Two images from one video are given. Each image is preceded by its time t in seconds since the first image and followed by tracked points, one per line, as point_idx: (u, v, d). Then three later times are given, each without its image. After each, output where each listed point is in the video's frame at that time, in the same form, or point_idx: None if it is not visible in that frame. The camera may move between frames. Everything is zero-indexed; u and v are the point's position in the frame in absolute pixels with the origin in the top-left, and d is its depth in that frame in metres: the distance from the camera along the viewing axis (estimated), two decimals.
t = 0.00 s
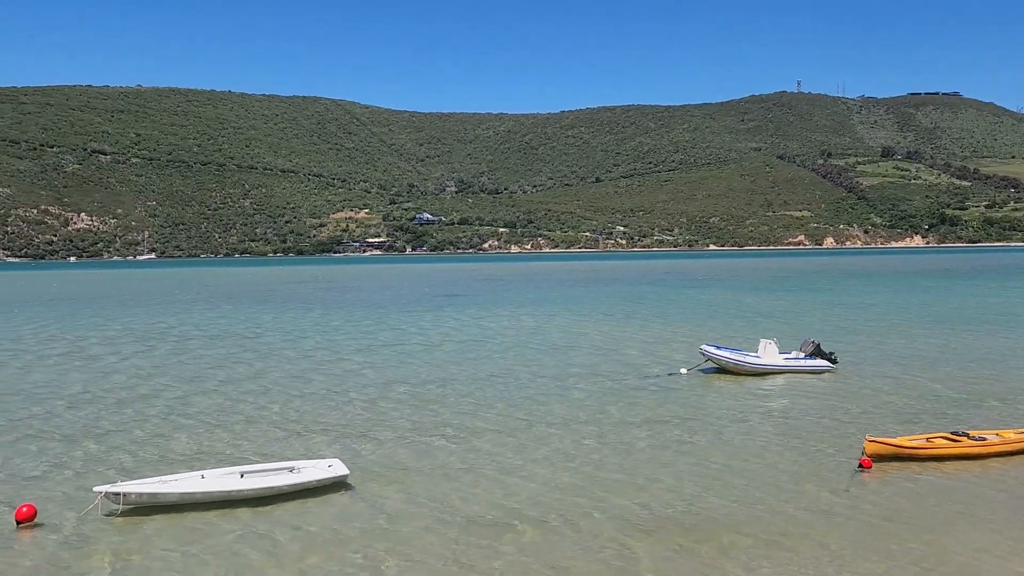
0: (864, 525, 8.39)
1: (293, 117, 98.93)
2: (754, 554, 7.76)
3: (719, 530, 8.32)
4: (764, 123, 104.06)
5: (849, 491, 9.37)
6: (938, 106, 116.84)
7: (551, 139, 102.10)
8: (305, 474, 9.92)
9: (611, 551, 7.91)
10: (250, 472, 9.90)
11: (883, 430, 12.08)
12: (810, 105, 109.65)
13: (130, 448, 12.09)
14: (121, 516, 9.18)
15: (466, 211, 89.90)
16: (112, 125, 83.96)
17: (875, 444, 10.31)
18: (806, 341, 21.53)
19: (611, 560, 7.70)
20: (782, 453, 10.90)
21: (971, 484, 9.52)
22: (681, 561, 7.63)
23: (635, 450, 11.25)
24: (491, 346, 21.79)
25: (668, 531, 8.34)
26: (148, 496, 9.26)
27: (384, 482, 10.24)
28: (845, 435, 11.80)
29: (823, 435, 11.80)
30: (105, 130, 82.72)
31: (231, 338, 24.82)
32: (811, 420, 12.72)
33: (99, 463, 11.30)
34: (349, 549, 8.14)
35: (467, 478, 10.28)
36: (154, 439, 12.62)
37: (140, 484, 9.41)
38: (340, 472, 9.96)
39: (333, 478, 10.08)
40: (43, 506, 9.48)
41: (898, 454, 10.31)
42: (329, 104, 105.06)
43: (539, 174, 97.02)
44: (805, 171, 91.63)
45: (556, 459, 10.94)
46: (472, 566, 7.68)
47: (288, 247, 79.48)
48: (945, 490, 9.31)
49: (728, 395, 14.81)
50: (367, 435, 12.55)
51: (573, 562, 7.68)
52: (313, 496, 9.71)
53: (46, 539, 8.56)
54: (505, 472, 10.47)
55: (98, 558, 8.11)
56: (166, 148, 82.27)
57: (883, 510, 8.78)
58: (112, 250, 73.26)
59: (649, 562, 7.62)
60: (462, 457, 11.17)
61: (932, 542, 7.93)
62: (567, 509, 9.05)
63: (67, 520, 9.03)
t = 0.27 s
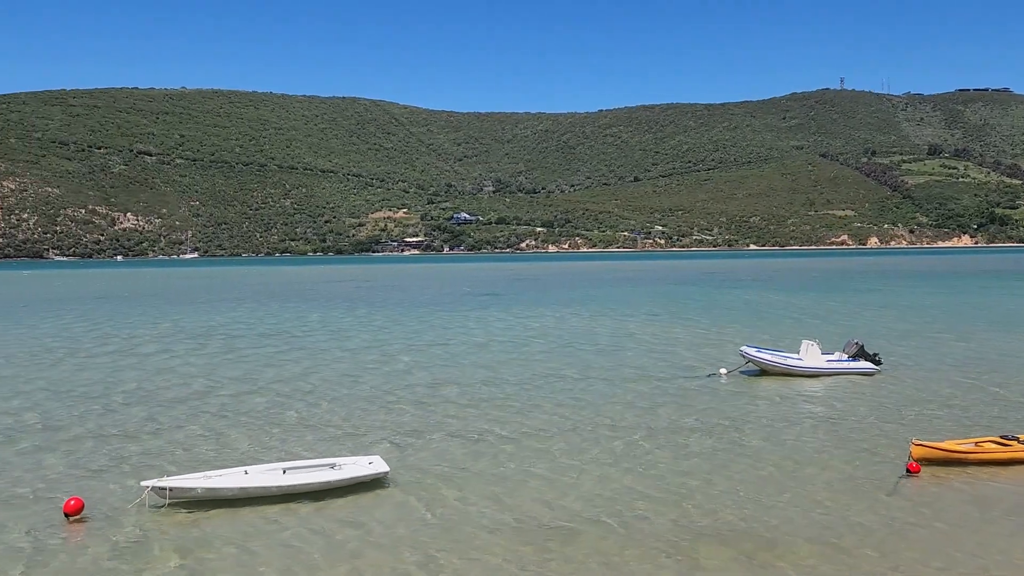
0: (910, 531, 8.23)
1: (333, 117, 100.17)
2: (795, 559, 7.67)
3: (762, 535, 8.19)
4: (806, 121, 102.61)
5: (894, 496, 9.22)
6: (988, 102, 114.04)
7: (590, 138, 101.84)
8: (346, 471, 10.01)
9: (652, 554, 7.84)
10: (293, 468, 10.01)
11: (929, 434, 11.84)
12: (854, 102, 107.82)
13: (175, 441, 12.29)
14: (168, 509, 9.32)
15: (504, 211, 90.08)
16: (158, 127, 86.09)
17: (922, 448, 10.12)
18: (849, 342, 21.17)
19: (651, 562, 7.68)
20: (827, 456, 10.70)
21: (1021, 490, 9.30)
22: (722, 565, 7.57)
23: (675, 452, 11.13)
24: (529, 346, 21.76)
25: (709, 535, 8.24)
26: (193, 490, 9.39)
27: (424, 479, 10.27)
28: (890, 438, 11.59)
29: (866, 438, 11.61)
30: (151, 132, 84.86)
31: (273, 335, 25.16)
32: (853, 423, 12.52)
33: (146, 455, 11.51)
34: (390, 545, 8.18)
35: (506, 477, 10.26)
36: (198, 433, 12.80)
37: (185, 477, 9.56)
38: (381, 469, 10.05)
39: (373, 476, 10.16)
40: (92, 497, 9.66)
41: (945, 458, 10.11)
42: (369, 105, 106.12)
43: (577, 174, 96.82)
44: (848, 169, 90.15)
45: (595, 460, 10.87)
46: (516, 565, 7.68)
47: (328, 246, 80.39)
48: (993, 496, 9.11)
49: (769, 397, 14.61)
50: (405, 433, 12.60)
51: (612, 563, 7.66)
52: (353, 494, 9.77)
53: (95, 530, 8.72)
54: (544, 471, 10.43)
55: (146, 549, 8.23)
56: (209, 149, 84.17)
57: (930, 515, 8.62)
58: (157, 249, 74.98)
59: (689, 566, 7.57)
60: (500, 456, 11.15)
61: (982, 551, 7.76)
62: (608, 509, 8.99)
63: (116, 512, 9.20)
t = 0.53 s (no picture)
0: (956, 538, 8.06)
1: (371, 118, 101.18)
2: (838, 564, 7.56)
3: (802, 540, 8.09)
4: (848, 119, 101.00)
5: (941, 501, 9.03)
6: None
7: (627, 137, 101.36)
8: (385, 470, 10.02)
9: (690, 557, 7.78)
10: (333, 466, 10.06)
11: (977, 438, 11.58)
12: (898, 100, 105.83)
13: (219, 436, 12.52)
14: (211, 505, 9.51)
15: (540, 211, 90.05)
16: (200, 129, 87.97)
17: (969, 452, 9.91)
18: (894, 344, 20.78)
19: (689, 563, 7.64)
20: (871, 460, 10.51)
21: None
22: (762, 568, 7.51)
23: (714, 453, 11.03)
24: (567, 346, 21.74)
25: (748, 537, 8.16)
26: (235, 485, 9.55)
27: (462, 478, 10.30)
28: (936, 443, 11.36)
29: (911, 442, 11.39)
30: (193, 133, 86.72)
31: (313, 334, 25.50)
32: (899, 426, 12.29)
33: (190, 450, 11.74)
34: (426, 544, 8.22)
35: (543, 476, 10.25)
36: (241, 428, 13.02)
37: (228, 473, 9.73)
38: (418, 469, 10.01)
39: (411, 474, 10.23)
40: (138, 491, 9.90)
41: (993, 464, 9.89)
42: (406, 106, 106.92)
43: (614, 173, 96.39)
44: (891, 168, 88.49)
45: (634, 460, 10.80)
46: (552, 565, 7.67)
47: (365, 246, 80.94)
48: None
49: (811, 400, 14.42)
50: (444, 431, 12.67)
51: (651, 564, 7.63)
52: (392, 492, 9.82)
53: (140, 523, 8.92)
54: (581, 471, 10.41)
55: (189, 543, 8.40)
56: (249, 150, 85.78)
57: (977, 522, 8.44)
58: (198, 248, 76.39)
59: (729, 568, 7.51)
60: (537, 455, 11.15)
61: None
62: (645, 510, 8.94)
63: (161, 506, 9.42)
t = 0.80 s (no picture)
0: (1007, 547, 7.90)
1: (407, 120, 102.01)
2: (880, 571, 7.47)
3: (838, 548, 7.97)
4: (890, 119, 99.29)
5: (988, 509, 8.86)
6: None
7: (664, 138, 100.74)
8: (421, 473, 10.05)
9: (722, 562, 7.73)
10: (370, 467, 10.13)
11: None
12: (942, 99, 103.73)
13: (260, 433, 12.73)
14: (251, 501, 9.68)
15: (576, 212, 89.92)
16: (240, 130, 89.54)
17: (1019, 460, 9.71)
18: (939, 348, 20.33)
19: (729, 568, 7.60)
20: (914, 468, 10.28)
21: None
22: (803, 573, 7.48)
23: (752, 458, 10.90)
24: (603, 347, 21.67)
25: (788, 542, 8.12)
26: (274, 481, 9.72)
27: (498, 479, 10.32)
28: (983, 449, 11.12)
29: (958, 448, 11.15)
30: (234, 135, 88.30)
31: (351, 333, 25.77)
32: (944, 432, 12.06)
33: (231, 447, 11.96)
34: (459, 545, 8.25)
35: (578, 478, 10.24)
36: (282, 426, 13.22)
37: (269, 469, 9.92)
38: (454, 472, 10.00)
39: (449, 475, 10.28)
40: (182, 486, 10.13)
41: None
42: (442, 107, 107.56)
43: (651, 174, 95.87)
44: (936, 168, 86.79)
45: (671, 464, 10.72)
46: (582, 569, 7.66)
47: (401, 246, 81.38)
48: None
49: (852, 404, 14.20)
50: (479, 431, 12.73)
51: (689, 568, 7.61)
52: (428, 493, 9.86)
53: (182, 518, 9.13)
54: (617, 472, 10.40)
55: (229, 539, 8.57)
56: (288, 151, 87.08)
57: None
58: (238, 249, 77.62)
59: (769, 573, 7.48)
60: (572, 457, 11.14)
61: None
62: (679, 515, 8.87)
63: (204, 501, 9.63)
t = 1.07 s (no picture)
0: None
1: (444, 121, 102.55)
2: None
3: (877, 556, 7.85)
4: (934, 118, 97.30)
5: None
6: None
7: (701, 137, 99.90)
8: (457, 474, 10.09)
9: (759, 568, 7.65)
10: (407, 468, 10.21)
11: None
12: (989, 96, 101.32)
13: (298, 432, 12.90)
14: (290, 500, 9.81)
15: (612, 212, 89.59)
16: (279, 132, 90.81)
17: None
18: (986, 352, 19.85)
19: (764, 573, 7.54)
20: (959, 476, 10.05)
21: None
22: None
23: (791, 462, 10.77)
24: (639, 348, 21.54)
25: (826, 549, 8.03)
26: (312, 481, 9.86)
27: (535, 481, 10.32)
28: None
29: (1005, 456, 10.88)
30: (273, 137, 89.59)
31: (389, 333, 26.00)
32: (991, 439, 11.78)
33: (271, 445, 12.14)
34: (493, 546, 8.27)
35: (613, 481, 10.21)
36: (321, 425, 13.38)
37: (307, 468, 10.06)
38: (490, 474, 10.00)
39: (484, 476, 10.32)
40: (223, 483, 10.31)
41: None
42: (478, 108, 107.95)
43: (687, 174, 95.16)
44: (981, 168, 84.84)
45: (708, 468, 10.63)
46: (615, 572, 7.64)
47: (437, 247, 81.70)
48: None
49: (894, 409, 13.94)
50: (515, 432, 12.75)
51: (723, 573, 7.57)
52: (464, 494, 9.90)
53: (222, 515, 9.30)
54: (653, 475, 10.36)
55: (268, 536, 8.71)
56: (326, 152, 88.08)
57: None
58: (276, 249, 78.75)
59: None
60: (608, 459, 11.12)
61: None
62: (714, 519, 8.81)
63: (244, 498, 9.80)
